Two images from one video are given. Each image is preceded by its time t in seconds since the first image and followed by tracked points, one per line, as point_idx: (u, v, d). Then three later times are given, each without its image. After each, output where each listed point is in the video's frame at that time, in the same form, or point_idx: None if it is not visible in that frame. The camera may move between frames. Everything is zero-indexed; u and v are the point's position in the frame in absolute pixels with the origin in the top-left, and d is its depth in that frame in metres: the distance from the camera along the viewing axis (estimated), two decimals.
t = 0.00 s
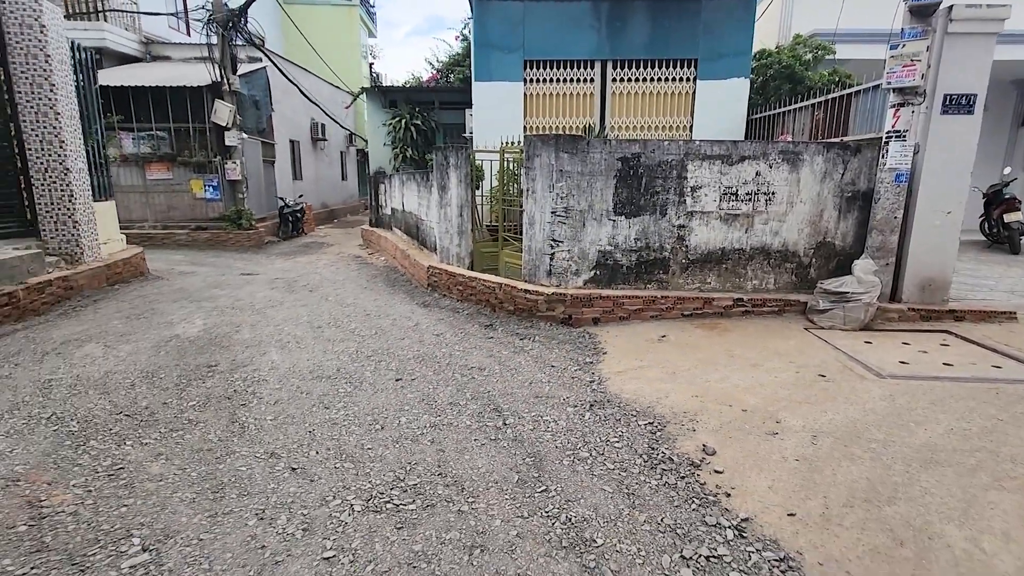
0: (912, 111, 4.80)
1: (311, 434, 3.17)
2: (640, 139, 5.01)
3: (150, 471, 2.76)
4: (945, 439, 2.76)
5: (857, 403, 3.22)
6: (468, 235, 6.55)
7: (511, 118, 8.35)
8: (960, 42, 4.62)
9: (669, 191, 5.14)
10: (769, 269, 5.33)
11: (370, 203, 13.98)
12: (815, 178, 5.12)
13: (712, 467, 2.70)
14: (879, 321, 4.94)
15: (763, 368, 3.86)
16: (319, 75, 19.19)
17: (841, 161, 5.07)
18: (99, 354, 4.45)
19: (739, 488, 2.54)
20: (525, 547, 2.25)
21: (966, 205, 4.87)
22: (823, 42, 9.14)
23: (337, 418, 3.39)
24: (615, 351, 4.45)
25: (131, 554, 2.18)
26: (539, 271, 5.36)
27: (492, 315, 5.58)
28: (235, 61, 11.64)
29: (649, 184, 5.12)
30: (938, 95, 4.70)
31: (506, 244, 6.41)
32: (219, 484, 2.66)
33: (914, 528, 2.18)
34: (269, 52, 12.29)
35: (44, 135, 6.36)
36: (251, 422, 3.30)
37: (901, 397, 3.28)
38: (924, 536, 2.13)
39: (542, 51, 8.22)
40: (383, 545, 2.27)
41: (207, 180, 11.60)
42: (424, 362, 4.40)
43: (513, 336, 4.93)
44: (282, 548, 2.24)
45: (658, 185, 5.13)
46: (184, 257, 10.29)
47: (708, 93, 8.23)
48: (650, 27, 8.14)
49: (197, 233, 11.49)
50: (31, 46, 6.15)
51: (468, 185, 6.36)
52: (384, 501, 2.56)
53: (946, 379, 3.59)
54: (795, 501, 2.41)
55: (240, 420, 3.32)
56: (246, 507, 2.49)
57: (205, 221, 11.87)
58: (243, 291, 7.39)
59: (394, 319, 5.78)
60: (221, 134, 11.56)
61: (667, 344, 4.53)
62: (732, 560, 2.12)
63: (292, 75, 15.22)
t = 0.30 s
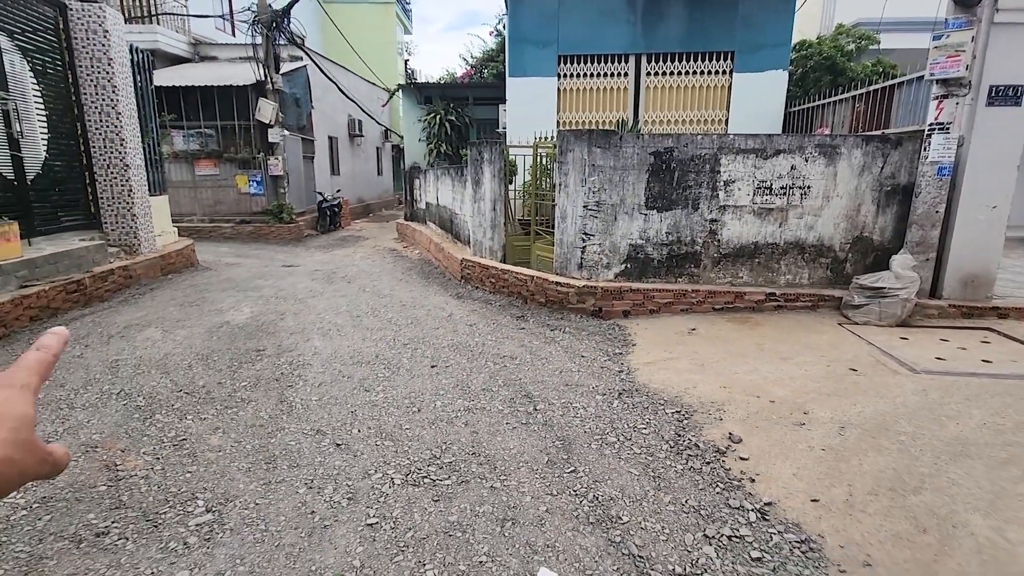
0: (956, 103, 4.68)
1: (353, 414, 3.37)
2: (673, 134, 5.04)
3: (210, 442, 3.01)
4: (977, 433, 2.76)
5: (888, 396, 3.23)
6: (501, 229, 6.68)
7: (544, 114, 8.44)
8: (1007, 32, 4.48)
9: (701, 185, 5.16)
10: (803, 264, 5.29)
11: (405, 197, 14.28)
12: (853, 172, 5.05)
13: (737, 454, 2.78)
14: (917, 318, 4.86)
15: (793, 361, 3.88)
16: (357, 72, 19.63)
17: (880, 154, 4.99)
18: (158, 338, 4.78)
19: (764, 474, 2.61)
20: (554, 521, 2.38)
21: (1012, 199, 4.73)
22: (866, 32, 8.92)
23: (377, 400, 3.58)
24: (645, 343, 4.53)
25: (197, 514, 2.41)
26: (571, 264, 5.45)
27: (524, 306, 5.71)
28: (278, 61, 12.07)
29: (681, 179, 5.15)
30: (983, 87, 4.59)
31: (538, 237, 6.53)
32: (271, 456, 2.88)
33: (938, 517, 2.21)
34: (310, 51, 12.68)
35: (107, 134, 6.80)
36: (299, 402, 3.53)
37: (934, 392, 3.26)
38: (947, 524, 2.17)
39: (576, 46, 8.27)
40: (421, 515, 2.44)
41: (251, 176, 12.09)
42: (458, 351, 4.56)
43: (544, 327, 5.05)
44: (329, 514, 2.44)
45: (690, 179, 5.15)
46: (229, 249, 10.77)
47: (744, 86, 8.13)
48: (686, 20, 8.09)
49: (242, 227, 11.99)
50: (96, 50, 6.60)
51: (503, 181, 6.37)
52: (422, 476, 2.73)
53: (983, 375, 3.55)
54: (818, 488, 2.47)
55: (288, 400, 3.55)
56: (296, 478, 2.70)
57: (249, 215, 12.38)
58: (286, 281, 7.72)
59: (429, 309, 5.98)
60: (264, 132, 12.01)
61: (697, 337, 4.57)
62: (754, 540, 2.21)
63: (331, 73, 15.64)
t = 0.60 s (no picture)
0: (996, 97, 4.55)
1: (386, 398, 3.55)
2: (702, 130, 5.07)
3: (255, 421, 3.23)
4: (1004, 430, 2.76)
5: (913, 392, 3.23)
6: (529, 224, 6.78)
7: (574, 110, 8.50)
8: None
9: (729, 180, 5.17)
10: (833, 260, 5.25)
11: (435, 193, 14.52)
12: (886, 168, 4.99)
13: (757, 445, 2.85)
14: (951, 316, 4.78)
15: (818, 357, 3.90)
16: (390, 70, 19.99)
17: (915, 150, 4.92)
18: (204, 325, 5.07)
19: (783, 463, 2.68)
20: (576, 501, 2.51)
21: None
22: (906, 24, 8.72)
23: (408, 386, 3.75)
24: (670, 337, 4.58)
25: (245, 484, 2.62)
26: (597, 259, 5.53)
27: (550, 300, 5.82)
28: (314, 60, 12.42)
29: (709, 174, 5.17)
30: None
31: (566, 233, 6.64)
32: (311, 435, 3.08)
33: (956, 508, 2.26)
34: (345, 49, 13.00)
35: (157, 132, 7.19)
36: (335, 386, 3.74)
37: (962, 389, 3.25)
38: (965, 515, 2.21)
39: (607, 42, 8.29)
40: (450, 492, 2.59)
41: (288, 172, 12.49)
42: (486, 342, 4.71)
43: (570, 320, 5.14)
44: (365, 488, 2.61)
45: (718, 175, 5.17)
46: (267, 243, 11.18)
47: (777, 81, 8.05)
48: (719, 15, 8.02)
49: (279, 221, 12.41)
50: (148, 52, 6.98)
51: (530, 175, 6.58)
52: (451, 456, 2.88)
53: (1015, 373, 3.51)
54: (837, 478, 2.53)
55: (325, 384, 3.76)
56: (334, 455, 2.88)
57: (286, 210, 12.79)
58: (321, 273, 8.00)
59: (457, 302, 6.14)
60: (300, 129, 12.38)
61: (723, 332, 4.60)
62: (770, 524, 2.29)
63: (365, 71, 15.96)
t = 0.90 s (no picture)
0: None
1: (411, 389, 3.66)
2: (727, 128, 5.05)
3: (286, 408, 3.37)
4: None
5: (939, 394, 3.21)
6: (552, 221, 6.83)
7: (598, 107, 8.50)
8: None
9: (755, 178, 5.13)
10: (860, 260, 5.18)
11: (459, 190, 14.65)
12: (917, 166, 4.90)
13: (777, 442, 2.87)
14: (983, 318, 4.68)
15: (842, 357, 3.87)
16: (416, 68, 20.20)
17: (948, 148, 4.82)
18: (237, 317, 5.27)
19: (802, 460, 2.70)
20: (594, 492, 2.57)
21: None
22: (943, 18, 8.49)
23: (432, 378, 3.86)
24: (692, 335, 4.59)
25: (278, 467, 2.76)
26: (620, 256, 5.54)
27: (572, 297, 5.86)
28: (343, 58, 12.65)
29: (734, 172, 5.15)
30: None
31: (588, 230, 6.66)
32: (338, 423, 3.20)
33: (976, 508, 2.28)
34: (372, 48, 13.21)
35: (193, 131, 7.45)
36: (362, 377, 3.87)
37: (990, 391, 3.21)
38: (985, 515, 2.24)
39: (632, 38, 8.26)
40: (472, 480, 2.68)
41: (316, 169, 12.75)
42: (508, 337, 4.78)
43: (592, 317, 5.18)
44: (390, 474, 2.72)
45: (743, 172, 5.14)
46: (296, 238, 11.45)
47: (807, 77, 7.93)
48: (747, 10, 7.92)
49: (307, 217, 12.68)
50: (185, 53, 7.24)
51: (554, 173, 6.55)
52: (473, 446, 2.97)
53: None
54: (856, 476, 2.55)
55: (352, 375, 3.89)
56: (361, 442, 3.00)
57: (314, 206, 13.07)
58: (348, 269, 8.19)
59: (481, 297, 6.23)
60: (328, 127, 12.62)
61: (745, 331, 4.59)
62: (787, 519, 2.32)
63: (392, 69, 16.16)
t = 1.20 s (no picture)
0: None
1: (429, 389, 3.65)
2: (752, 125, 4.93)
3: (305, 406, 3.38)
4: None
5: (974, 402, 3.10)
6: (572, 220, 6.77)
7: (619, 104, 8.40)
8: None
9: (780, 177, 5.01)
10: (890, 261, 5.03)
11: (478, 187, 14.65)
12: (951, 165, 4.74)
13: (802, 449, 2.79)
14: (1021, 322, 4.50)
15: (870, 362, 3.76)
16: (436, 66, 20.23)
17: (984, 146, 4.65)
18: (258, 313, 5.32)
19: (828, 469, 2.62)
20: (613, 497, 2.52)
21: None
22: (978, 11, 8.21)
23: (449, 377, 3.84)
24: (714, 337, 4.50)
25: (296, 464, 2.77)
26: (640, 256, 5.46)
27: (591, 297, 5.79)
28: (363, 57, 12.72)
29: (759, 171, 5.03)
30: None
31: (608, 229, 6.58)
32: (356, 421, 3.20)
33: (1015, 523, 2.19)
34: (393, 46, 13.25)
35: (217, 129, 7.55)
36: (380, 375, 3.87)
37: None
38: None
39: (654, 35, 8.13)
40: (490, 482, 2.65)
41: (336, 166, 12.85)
42: (526, 337, 4.74)
43: (611, 318, 5.11)
44: (407, 474, 2.71)
45: (769, 171, 5.02)
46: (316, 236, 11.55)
47: (835, 73, 7.73)
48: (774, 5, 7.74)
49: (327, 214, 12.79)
50: (210, 52, 7.34)
51: (575, 172, 6.49)
52: (490, 448, 2.94)
53: None
54: (886, 487, 2.46)
55: (371, 373, 3.90)
56: (378, 441, 3.00)
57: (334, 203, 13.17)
58: (367, 266, 8.23)
59: (499, 296, 6.20)
60: (348, 125, 12.70)
61: (769, 334, 4.48)
62: (813, 530, 2.25)
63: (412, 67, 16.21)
